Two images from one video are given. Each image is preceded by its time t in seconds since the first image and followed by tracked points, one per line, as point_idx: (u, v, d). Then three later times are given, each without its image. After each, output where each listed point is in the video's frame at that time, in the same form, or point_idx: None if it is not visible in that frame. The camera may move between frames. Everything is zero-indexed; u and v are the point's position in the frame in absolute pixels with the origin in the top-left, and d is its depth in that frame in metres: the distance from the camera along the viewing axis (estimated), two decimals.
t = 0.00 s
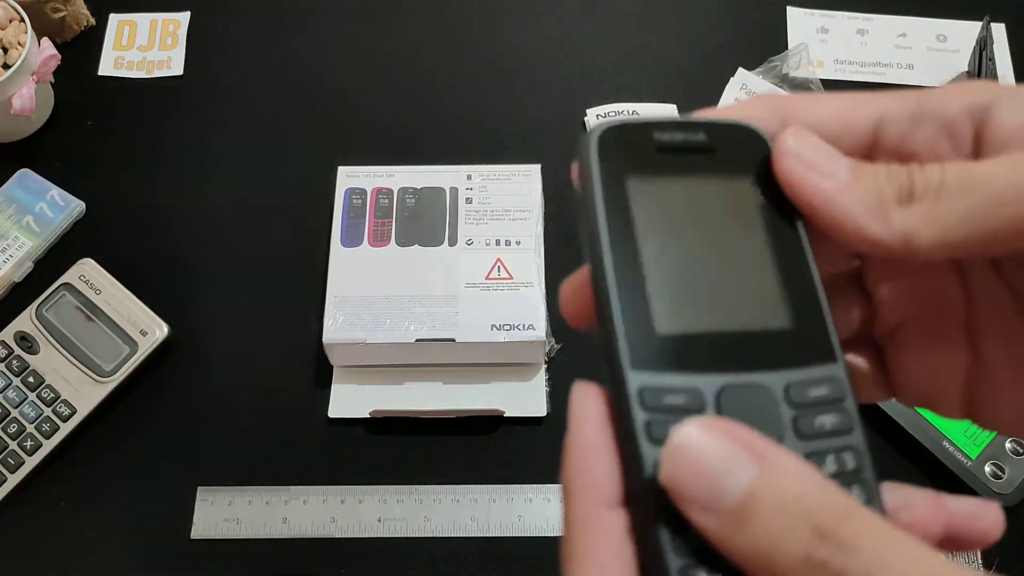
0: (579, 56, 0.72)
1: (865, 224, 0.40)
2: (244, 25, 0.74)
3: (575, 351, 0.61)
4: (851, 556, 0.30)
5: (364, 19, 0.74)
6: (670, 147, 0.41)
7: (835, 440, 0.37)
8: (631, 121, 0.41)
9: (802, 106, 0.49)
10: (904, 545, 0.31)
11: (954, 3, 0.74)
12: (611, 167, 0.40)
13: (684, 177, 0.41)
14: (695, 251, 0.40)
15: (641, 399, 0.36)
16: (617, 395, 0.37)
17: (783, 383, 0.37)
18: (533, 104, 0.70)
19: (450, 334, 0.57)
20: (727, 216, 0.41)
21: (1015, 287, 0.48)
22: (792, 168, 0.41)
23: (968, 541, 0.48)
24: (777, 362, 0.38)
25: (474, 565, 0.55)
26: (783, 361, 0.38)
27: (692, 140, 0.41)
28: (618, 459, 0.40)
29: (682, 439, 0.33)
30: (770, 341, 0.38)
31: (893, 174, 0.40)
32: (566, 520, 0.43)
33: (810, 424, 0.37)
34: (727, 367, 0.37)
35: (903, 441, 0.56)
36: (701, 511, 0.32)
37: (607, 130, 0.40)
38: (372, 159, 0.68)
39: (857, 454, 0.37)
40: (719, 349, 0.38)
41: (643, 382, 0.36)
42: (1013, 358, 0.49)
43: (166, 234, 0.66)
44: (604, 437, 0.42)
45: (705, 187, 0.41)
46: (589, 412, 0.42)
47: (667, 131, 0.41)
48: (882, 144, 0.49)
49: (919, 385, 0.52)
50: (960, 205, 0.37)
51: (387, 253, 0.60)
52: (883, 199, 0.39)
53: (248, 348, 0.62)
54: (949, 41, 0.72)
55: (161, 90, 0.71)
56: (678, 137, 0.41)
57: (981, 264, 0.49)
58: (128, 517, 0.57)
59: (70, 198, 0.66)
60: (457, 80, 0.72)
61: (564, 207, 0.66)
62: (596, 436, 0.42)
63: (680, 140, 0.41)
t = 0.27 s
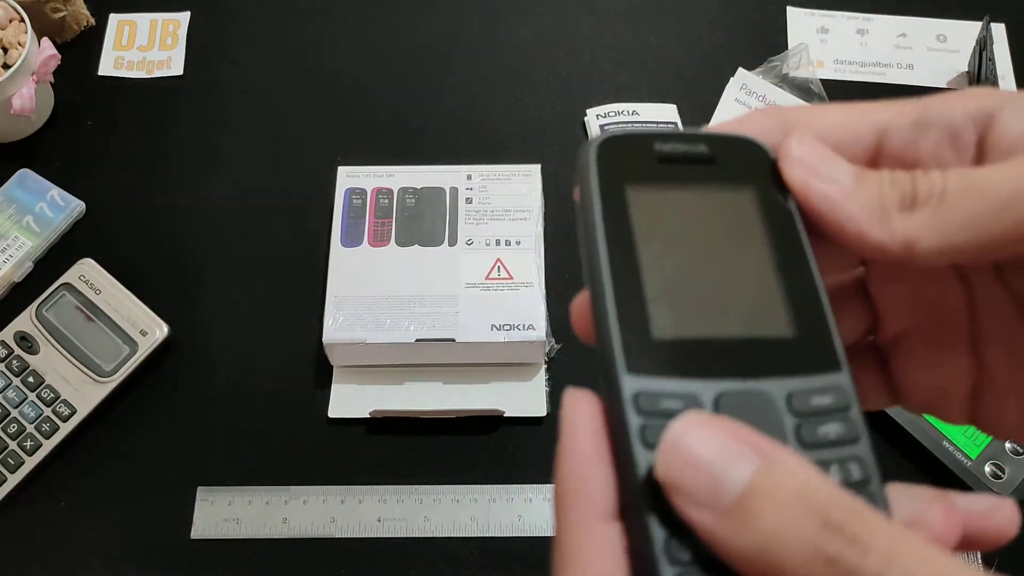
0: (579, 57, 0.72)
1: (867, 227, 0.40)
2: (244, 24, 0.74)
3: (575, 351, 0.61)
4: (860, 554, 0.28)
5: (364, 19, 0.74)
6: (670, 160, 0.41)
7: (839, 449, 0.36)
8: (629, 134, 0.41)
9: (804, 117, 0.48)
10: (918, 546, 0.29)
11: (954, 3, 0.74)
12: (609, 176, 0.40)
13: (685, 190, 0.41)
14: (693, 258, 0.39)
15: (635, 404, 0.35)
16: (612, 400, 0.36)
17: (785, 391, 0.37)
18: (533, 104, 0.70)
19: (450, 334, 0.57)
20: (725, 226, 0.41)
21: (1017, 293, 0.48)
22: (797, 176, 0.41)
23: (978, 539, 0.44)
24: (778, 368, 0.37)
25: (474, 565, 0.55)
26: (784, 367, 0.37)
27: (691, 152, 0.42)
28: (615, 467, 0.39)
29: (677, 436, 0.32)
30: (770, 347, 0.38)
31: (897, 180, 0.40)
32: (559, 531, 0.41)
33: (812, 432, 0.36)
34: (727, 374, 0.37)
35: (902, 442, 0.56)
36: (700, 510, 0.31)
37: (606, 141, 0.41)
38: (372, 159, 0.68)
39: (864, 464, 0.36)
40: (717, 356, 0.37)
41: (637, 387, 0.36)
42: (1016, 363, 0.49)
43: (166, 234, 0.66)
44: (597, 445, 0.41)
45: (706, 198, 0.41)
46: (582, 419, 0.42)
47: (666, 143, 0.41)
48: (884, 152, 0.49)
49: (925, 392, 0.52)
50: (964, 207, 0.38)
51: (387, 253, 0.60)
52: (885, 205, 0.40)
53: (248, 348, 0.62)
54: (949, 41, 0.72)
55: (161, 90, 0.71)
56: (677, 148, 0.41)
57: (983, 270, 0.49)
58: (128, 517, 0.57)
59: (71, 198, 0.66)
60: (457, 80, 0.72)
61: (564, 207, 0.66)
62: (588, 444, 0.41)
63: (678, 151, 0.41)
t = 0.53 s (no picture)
0: (579, 57, 0.72)
1: (864, 249, 0.40)
2: (244, 24, 0.74)
3: (575, 351, 0.61)
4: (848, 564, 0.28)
5: (364, 19, 0.74)
6: (673, 171, 0.41)
7: (833, 472, 0.36)
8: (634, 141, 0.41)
9: (804, 129, 0.48)
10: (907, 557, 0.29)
11: (954, 3, 0.74)
12: (611, 183, 0.40)
13: (686, 202, 0.41)
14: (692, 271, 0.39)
15: (634, 416, 0.35)
16: (610, 412, 0.36)
17: (781, 411, 0.37)
18: (533, 104, 0.70)
19: (451, 334, 0.57)
20: (724, 240, 0.41)
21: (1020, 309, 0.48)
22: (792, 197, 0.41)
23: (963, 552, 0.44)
24: (775, 388, 0.37)
25: (474, 565, 0.55)
26: (781, 387, 0.37)
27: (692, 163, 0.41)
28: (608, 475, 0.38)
29: (665, 448, 0.31)
30: (768, 366, 0.38)
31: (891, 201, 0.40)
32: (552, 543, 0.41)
33: (807, 453, 0.36)
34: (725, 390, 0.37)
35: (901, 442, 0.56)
36: (689, 521, 0.31)
37: (610, 146, 0.41)
38: (372, 159, 0.68)
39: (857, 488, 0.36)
40: (716, 372, 0.37)
41: (635, 399, 0.35)
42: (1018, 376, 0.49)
43: (166, 234, 0.66)
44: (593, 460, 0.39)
45: (706, 212, 0.41)
46: (577, 430, 0.40)
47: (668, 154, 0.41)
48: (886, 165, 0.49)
49: (926, 403, 0.52)
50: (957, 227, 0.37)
51: (387, 253, 0.60)
52: (882, 225, 0.39)
53: (247, 348, 0.62)
54: (949, 41, 0.72)
55: (161, 90, 0.71)
56: (679, 160, 0.41)
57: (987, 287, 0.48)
58: (128, 517, 0.57)
59: (71, 198, 0.66)
60: (457, 80, 0.72)
61: (564, 207, 0.66)
62: (583, 459, 0.39)
63: (680, 162, 0.41)
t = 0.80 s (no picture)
0: (579, 57, 0.72)
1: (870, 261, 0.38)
2: (244, 24, 0.74)
3: (575, 351, 0.61)
4: None
5: (364, 19, 0.74)
6: (678, 170, 0.41)
7: (844, 483, 0.36)
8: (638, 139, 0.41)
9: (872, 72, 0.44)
10: None
11: (953, 3, 0.74)
12: (614, 185, 0.40)
13: (693, 202, 0.41)
14: (699, 277, 0.39)
15: (637, 430, 0.35)
16: (613, 423, 0.36)
17: (789, 422, 0.37)
18: (533, 104, 0.70)
19: (451, 334, 0.57)
20: (731, 241, 0.40)
21: None
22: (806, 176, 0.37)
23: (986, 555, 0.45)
24: (784, 397, 0.37)
25: (474, 565, 0.55)
26: (790, 396, 0.37)
27: (697, 162, 0.41)
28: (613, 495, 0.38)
29: (661, 476, 0.31)
30: (777, 375, 0.38)
31: (923, 192, 0.34)
32: (553, 555, 0.41)
33: (817, 465, 0.36)
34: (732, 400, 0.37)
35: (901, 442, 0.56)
36: (690, 550, 0.31)
37: (614, 146, 0.41)
38: (372, 159, 0.68)
39: (868, 500, 0.36)
40: (722, 383, 0.37)
41: (639, 413, 0.36)
42: None
43: (166, 234, 0.66)
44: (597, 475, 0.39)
45: (714, 212, 0.41)
46: (580, 445, 0.40)
47: (673, 152, 0.41)
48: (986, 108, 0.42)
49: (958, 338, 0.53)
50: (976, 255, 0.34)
51: (387, 253, 0.60)
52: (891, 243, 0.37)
53: (247, 347, 0.62)
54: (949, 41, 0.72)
55: (161, 90, 0.71)
56: (684, 158, 0.41)
57: None
58: (128, 517, 0.57)
59: (71, 198, 0.66)
60: (457, 80, 0.72)
61: (564, 207, 0.66)
62: (587, 475, 0.39)
63: (685, 161, 0.41)
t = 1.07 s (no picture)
0: (579, 57, 0.72)
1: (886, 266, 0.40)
2: (244, 25, 0.74)
3: (576, 351, 0.61)
4: None
5: (364, 19, 0.74)
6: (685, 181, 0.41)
7: (857, 498, 0.36)
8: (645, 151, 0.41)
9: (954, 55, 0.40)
10: None
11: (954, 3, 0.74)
12: (620, 195, 0.40)
13: (699, 212, 0.41)
14: (706, 288, 0.40)
15: (646, 441, 0.36)
16: (621, 434, 0.37)
17: (800, 434, 0.37)
18: (533, 104, 0.70)
19: (451, 334, 0.57)
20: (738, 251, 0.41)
21: None
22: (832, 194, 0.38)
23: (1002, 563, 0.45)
24: (793, 410, 0.38)
25: (474, 565, 0.55)
26: (800, 409, 0.38)
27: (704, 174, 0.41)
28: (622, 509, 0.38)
29: (675, 490, 0.31)
30: (786, 386, 0.38)
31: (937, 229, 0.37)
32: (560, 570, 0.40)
33: (830, 478, 0.37)
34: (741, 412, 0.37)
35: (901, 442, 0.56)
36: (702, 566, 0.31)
37: (621, 157, 0.41)
38: (372, 159, 0.68)
39: (882, 514, 0.36)
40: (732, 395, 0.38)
41: (647, 423, 0.36)
42: None
43: (166, 234, 0.66)
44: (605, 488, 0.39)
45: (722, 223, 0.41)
46: (588, 456, 0.40)
47: (680, 163, 0.41)
48: None
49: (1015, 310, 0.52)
50: (978, 285, 0.37)
51: (388, 253, 0.60)
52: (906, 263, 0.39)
53: (247, 348, 0.62)
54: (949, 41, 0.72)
55: (161, 90, 0.71)
56: (691, 169, 0.41)
57: None
58: (128, 517, 0.57)
59: (71, 198, 0.66)
60: (457, 80, 0.72)
61: (564, 207, 0.66)
62: (596, 487, 0.39)
63: (692, 173, 0.41)
